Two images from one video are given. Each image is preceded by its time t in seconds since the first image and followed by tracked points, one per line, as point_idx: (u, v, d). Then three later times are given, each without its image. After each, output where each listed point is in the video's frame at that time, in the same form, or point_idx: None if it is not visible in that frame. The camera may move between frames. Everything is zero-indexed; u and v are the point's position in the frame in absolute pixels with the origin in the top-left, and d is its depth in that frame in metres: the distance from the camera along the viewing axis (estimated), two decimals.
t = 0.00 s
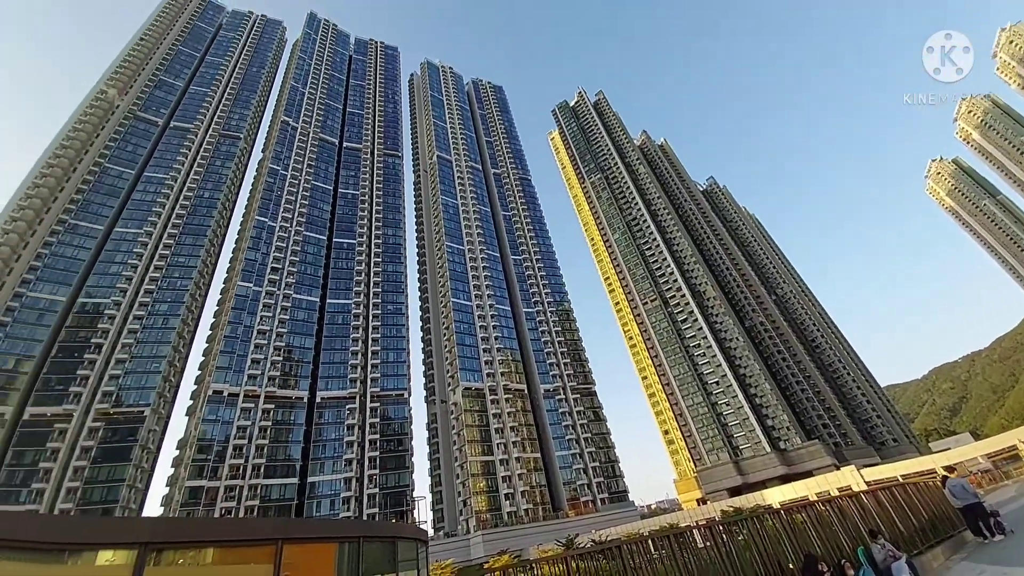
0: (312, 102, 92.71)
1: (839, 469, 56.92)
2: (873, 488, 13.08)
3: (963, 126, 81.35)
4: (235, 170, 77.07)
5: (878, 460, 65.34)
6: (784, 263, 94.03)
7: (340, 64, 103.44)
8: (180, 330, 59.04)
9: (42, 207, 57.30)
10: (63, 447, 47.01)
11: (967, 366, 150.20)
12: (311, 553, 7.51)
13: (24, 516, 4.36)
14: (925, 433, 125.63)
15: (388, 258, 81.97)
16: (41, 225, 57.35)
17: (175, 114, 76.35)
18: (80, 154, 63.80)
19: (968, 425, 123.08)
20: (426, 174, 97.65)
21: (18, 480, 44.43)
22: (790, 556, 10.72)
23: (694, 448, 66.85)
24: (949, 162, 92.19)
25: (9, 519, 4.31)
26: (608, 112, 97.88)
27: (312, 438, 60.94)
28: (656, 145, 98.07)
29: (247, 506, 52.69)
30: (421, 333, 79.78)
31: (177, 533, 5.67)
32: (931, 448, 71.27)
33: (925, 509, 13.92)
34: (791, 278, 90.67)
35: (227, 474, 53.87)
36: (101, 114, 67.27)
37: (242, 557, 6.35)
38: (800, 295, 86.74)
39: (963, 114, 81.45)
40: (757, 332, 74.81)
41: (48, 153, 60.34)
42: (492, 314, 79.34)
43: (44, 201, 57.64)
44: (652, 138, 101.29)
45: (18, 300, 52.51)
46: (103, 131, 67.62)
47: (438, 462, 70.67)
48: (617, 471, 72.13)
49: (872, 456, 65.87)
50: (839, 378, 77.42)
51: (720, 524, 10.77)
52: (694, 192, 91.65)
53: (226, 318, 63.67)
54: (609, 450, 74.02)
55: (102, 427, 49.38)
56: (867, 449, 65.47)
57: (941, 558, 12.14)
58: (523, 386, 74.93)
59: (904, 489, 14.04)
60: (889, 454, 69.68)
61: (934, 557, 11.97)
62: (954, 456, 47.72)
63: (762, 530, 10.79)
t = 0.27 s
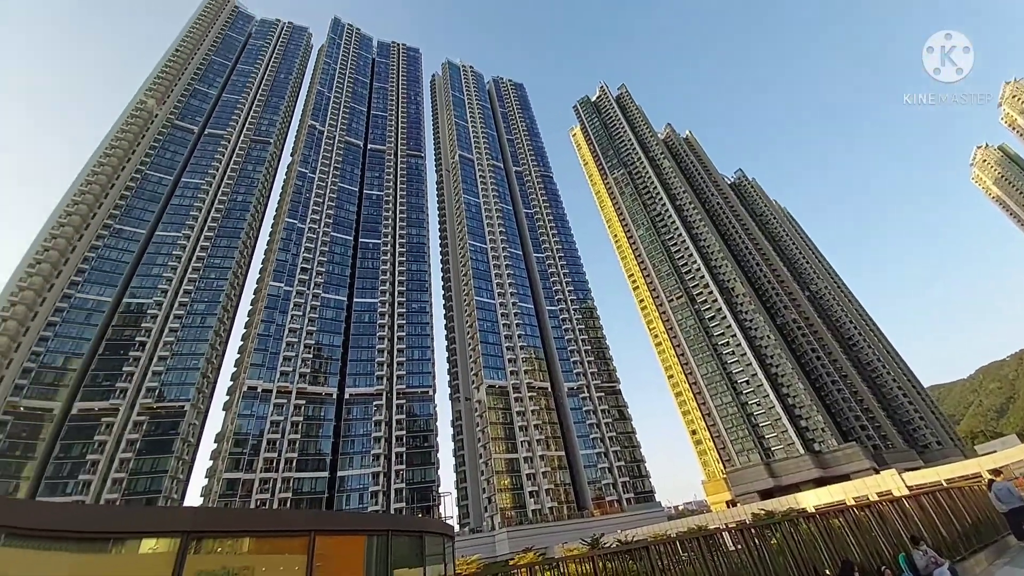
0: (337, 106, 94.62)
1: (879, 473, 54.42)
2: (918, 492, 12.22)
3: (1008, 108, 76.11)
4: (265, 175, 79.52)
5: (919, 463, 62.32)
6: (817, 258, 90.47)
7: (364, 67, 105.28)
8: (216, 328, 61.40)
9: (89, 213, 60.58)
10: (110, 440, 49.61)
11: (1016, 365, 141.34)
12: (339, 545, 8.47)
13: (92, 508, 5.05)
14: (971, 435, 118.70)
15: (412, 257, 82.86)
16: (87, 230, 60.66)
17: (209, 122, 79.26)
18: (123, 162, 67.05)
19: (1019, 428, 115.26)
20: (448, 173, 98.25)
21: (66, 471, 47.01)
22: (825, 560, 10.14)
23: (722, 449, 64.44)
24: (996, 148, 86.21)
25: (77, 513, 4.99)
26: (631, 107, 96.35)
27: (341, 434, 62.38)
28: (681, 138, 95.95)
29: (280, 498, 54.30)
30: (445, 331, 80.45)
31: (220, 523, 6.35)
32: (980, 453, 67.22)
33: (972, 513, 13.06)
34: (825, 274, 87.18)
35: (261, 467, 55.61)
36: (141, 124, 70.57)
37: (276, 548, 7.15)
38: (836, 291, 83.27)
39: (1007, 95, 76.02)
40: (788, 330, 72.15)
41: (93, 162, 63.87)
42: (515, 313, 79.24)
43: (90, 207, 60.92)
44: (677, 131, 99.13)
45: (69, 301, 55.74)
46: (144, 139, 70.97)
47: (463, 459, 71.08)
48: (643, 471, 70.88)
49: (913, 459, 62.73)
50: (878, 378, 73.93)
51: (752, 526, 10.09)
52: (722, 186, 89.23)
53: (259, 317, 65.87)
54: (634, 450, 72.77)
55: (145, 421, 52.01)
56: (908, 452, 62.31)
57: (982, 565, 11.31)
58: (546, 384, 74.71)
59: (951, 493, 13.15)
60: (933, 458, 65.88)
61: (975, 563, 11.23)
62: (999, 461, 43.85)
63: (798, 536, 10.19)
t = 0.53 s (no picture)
0: (369, 111, 97.37)
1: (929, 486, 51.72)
2: (968, 506, 11.73)
3: None
4: (301, 180, 82.74)
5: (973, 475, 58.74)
6: (861, 257, 86.41)
7: (394, 73, 107.89)
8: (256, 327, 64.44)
9: (141, 218, 64.82)
10: (159, 431, 53.03)
11: None
12: (373, 539, 9.20)
13: (141, 497, 5.81)
14: None
15: (441, 258, 84.19)
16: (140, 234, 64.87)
17: (249, 130, 83.20)
18: (171, 171, 71.27)
19: None
20: (476, 175, 99.31)
21: (119, 461, 50.39)
22: None
23: (759, 456, 62.20)
24: None
25: (128, 501, 5.76)
26: (662, 104, 94.74)
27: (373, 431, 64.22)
28: (713, 134, 93.66)
29: (315, 492, 56.41)
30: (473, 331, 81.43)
31: (258, 514, 7.05)
32: None
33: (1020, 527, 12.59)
34: (870, 273, 83.21)
35: (298, 461, 57.89)
36: (188, 133, 74.79)
37: (312, 539, 7.79)
38: (882, 291, 79.32)
39: None
40: (830, 333, 69.19)
41: (144, 170, 68.17)
42: (543, 314, 79.30)
43: (142, 213, 65.21)
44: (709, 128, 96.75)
45: (123, 300, 59.65)
46: (190, 147, 75.26)
47: (490, 458, 71.64)
48: (674, 476, 69.45)
49: (966, 470, 59.33)
50: (929, 383, 70.02)
51: (793, 539, 9.97)
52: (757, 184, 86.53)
53: (296, 317, 68.70)
54: (665, 454, 71.34)
55: (192, 414, 55.31)
56: (961, 463, 58.86)
57: None
58: (574, 385, 74.48)
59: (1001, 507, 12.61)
60: (990, 470, 61.89)
61: None
62: None
63: (842, 550, 9.94)
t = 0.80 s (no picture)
0: (393, 113, 99.42)
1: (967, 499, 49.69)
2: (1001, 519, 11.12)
3: None
4: (328, 180, 85.13)
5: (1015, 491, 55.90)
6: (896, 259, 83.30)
7: (418, 75, 109.75)
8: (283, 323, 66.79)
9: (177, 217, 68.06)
10: (192, 422, 55.64)
11: None
12: (392, 534, 9.63)
13: (174, 485, 6.80)
14: None
15: (462, 258, 85.30)
16: (176, 233, 68.24)
17: (279, 132, 86.14)
18: (206, 172, 74.49)
19: None
20: (498, 175, 100.06)
21: (154, 449, 53.11)
22: None
23: (785, 464, 60.89)
24: None
25: (166, 490, 6.72)
26: (687, 103, 93.49)
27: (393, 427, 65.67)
28: (741, 133, 91.85)
29: (338, 485, 58.14)
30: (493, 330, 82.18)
31: (281, 505, 7.79)
32: None
33: None
34: (906, 276, 80.22)
35: (321, 455, 59.85)
36: (221, 136, 77.96)
37: (334, 531, 8.43)
38: (919, 295, 76.32)
39: None
40: (862, 338, 67.06)
41: (181, 172, 71.60)
42: (563, 316, 79.39)
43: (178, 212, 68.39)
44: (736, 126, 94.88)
45: (160, 296, 62.85)
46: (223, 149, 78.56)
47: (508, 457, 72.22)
48: (694, 482, 68.61)
49: (1006, 484, 56.84)
50: (968, 392, 67.13)
51: (822, 549, 9.16)
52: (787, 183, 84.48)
53: (321, 314, 70.86)
54: (686, 459, 70.45)
55: (222, 406, 57.87)
56: (1001, 477, 56.35)
57: None
58: (593, 387, 74.41)
59: None
60: None
61: None
62: None
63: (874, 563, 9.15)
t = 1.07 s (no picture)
0: (408, 113, 100.27)
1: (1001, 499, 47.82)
2: None
3: None
4: (345, 181, 86.39)
5: None
6: (926, 252, 80.35)
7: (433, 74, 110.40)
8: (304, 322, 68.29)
9: (202, 219, 70.11)
10: (218, 417, 57.48)
11: None
12: (411, 527, 9.81)
13: (203, 479, 7.11)
14: None
15: (477, 256, 85.69)
16: (201, 234, 70.25)
17: (298, 134, 87.78)
18: (228, 175, 76.41)
19: None
20: (512, 172, 100.00)
21: (182, 444, 55.14)
22: None
23: (810, 463, 59.53)
24: None
25: (194, 483, 7.03)
26: (705, 95, 91.80)
27: (412, 424, 66.60)
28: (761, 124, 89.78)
29: (359, 480, 59.32)
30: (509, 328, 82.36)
31: (303, 498, 8.02)
32: None
33: None
34: (937, 269, 77.36)
35: (342, 451, 61.13)
36: (242, 139, 79.84)
37: (355, 524, 8.66)
38: (950, 289, 73.54)
39: None
40: (889, 333, 65.05)
41: (205, 176, 73.71)
42: (579, 312, 79.11)
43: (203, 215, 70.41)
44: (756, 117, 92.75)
45: (187, 296, 64.95)
46: (245, 152, 80.48)
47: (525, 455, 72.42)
48: (715, 480, 67.69)
49: None
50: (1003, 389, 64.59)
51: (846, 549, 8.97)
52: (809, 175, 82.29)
53: (340, 312, 72.15)
54: (706, 457, 69.58)
55: (247, 403, 59.42)
56: None
57: None
58: (610, 384, 73.96)
59: None
60: None
61: None
62: None
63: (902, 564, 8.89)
